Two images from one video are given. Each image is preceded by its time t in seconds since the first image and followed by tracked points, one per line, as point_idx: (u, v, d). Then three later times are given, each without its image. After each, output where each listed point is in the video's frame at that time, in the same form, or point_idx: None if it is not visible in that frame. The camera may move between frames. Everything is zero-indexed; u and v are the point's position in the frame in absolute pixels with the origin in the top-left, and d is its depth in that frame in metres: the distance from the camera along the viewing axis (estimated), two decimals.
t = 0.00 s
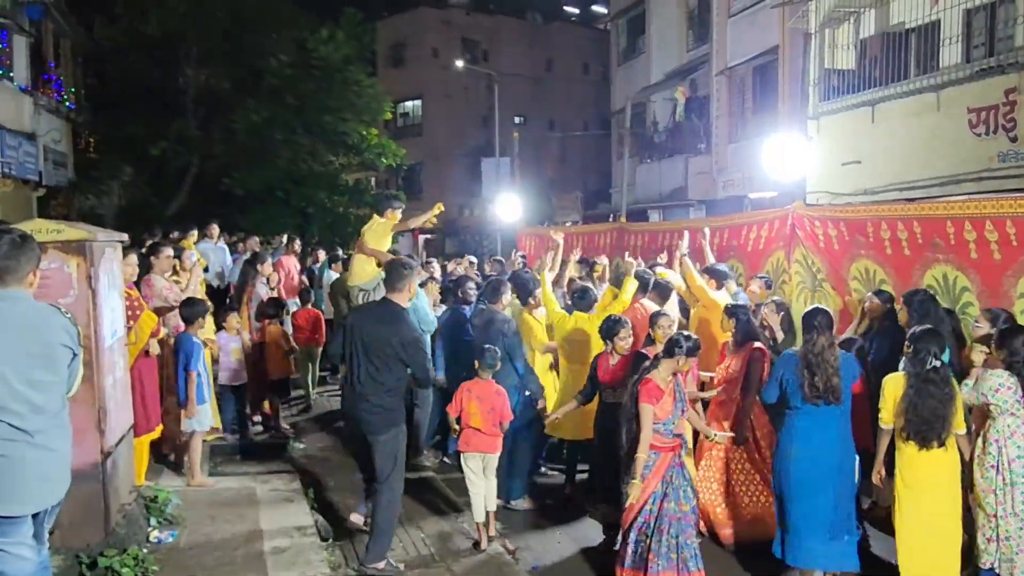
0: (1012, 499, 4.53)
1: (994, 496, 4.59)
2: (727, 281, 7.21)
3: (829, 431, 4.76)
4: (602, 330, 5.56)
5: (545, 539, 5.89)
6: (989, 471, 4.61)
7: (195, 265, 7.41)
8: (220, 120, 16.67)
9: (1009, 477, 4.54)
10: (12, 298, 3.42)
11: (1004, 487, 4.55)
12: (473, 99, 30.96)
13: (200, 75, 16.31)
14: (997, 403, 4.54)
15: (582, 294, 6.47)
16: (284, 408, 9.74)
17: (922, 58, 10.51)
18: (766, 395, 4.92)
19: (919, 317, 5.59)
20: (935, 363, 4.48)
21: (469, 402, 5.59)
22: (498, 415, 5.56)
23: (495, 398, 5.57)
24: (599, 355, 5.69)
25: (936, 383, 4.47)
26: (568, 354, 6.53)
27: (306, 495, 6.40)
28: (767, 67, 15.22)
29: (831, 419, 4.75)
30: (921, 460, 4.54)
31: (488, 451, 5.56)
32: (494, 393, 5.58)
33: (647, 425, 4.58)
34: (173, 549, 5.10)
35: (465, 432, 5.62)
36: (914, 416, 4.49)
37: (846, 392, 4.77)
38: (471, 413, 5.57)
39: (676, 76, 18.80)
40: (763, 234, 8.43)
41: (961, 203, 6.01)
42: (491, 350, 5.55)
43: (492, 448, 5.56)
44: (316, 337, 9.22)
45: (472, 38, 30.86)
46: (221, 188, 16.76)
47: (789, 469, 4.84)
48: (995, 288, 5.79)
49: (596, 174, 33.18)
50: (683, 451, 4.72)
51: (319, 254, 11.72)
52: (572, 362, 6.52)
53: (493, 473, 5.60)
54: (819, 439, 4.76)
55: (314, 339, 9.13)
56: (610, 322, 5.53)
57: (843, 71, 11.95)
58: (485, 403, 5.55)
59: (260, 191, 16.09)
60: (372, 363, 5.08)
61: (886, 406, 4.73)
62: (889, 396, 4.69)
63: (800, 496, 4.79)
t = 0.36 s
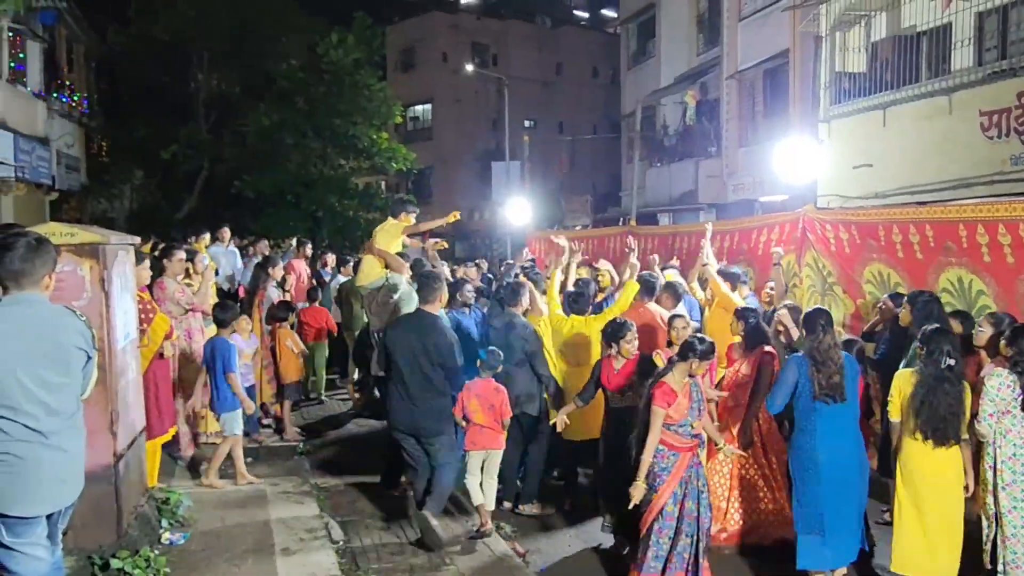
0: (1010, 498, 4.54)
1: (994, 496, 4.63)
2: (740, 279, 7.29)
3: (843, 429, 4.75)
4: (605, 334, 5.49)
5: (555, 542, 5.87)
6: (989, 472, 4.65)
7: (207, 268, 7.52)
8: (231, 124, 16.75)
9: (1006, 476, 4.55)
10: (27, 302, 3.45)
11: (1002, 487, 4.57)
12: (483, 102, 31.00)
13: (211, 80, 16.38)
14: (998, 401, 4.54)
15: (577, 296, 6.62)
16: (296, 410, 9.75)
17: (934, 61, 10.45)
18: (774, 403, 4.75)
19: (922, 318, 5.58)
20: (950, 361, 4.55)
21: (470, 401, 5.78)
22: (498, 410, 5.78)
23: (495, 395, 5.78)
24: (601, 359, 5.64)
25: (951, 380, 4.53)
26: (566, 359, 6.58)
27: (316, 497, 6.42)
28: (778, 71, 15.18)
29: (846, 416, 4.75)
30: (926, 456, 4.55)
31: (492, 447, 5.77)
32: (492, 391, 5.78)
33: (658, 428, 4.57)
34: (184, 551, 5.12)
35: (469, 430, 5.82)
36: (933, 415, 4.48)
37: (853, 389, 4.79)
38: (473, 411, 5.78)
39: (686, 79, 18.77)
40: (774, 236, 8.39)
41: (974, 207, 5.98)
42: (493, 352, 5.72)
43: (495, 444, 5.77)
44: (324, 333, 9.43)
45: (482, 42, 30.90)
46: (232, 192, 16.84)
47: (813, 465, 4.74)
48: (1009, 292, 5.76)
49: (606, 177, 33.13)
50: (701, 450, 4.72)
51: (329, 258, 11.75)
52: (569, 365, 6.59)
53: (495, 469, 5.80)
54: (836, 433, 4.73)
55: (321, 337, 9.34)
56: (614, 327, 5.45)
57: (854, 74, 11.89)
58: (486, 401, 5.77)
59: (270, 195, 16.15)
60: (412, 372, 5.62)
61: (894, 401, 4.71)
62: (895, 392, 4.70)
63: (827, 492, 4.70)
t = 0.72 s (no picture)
0: (1014, 497, 4.54)
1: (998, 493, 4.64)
2: (747, 284, 7.21)
3: (858, 433, 4.71)
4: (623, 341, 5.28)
5: (563, 546, 5.86)
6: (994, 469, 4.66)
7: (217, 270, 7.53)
8: (240, 128, 16.81)
9: (1011, 473, 4.56)
10: (39, 305, 3.47)
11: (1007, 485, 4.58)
12: (491, 107, 31.05)
13: (221, 84, 16.45)
14: (1006, 402, 4.55)
15: (581, 304, 6.49)
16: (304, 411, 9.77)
17: (943, 66, 10.40)
18: (791, 412, 4.84)
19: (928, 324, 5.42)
20: (944, 365, 4.56)
21: (473, 401, 5.71)
22: (500, 410, 5.68)
23: (497, 396, 5.68)
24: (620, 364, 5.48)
25: (948, 384, 4.55)
26: (575, 362, 6.62)
27: (324, 500, 6.43)
28: (786, 75, 15.16)
29: (860, 422, 4.70)
30: (921, 457, 4.63)
31: (493, 447, 5.71)
32: (495, 391, 5.69)
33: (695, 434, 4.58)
34: (194, 553, 5.14)
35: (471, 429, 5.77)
36: (929, 417, 4.52)
37: (865, 395, 4.75)
38: (474, 411, 5.71)
39: (694, 84, 18.77)
40: (783, 240, 8.38)
41: (983, 211, 5.97)
42: (497, 355, 5.68)
43: (495, 444, 5.71)
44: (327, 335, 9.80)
45: (490, 46, 30.98)
46: (241, 195, 16.91)
47: (827, 474, 4.75)
48: (1019, 296, 5.74)
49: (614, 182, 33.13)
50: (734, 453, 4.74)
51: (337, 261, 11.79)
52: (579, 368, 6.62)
53: (497, 470, 5.73)
54: (851, 441, 4.71)
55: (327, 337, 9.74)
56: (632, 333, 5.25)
57: (863, 79, 11.91)
58: (487, 401, 5.68)
59: (279, 198, 16.21)
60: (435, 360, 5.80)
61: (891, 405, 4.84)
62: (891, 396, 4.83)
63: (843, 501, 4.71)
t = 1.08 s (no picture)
0: (1003, 496, 4.62)
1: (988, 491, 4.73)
2: (749, 287, 7.21)
3: (862, 438, 4.71)
4: (637, 341, 5.19)
5: (567, 549, 5.84)
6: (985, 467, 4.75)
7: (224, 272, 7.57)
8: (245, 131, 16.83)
9: (1000, 473, 4.63)
10: (47, 305, 3.48)
11: (996, 483, 4.65)
12: (496, 110, 31.06)
13: (226, 87, 16.48)
14: (1001, 403, 4.60)
15: (600, 308, 6.34)
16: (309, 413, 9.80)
17: (949, 71, 10.39)
18: (795, 412, 4.92)
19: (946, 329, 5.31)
20: (950, 366, 4.64)
21: (475, 405, 5.70)
22: (503, 415, 5.70)
23: (499, 397, 5.69)
24: (629, 370, 5.28)
25: (954, 384, 4.62)
26: (589, 364, 6.57)
27: (327, 502, 6.42)
28: (792, 79, 15.14)
29: (865, 425, 4.71)
30: (922, 455, 4.70)
31: (494, 450, 5.70)
32: (498, 393, 5.70)
33: (732, 435, 4.58)
34: (197, 555, 5.14)
35: (471, 433, 5.77)
36: (934, 419, 4.58)
37: (872, 401, 4.72)
38: (476, 414, 5.71)
39: (699, 88, 18.77)
40: (787, 244, 8.37)
41: (989, 215, 5.96)
42: (497, 356, 5.79)
43: (498, 446, 5.70)
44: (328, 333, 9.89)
45: (495, 50, 31.01)
46: (245, 198, 16.93)
47: (825, 477, 4.76)
48: None
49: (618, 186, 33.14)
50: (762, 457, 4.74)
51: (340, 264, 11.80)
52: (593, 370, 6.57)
53: (499, 473, 5.72)
54: (852, 447, 4.70)
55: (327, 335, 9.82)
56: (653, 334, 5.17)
57: (869, 83, 11.87)
58: (490, 404, 5.69)
59: (284, 201, 16.22)
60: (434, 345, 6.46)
61: (897, 409, 4.81)
62: (899, 401, 4.79)
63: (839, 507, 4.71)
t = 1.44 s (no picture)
0: (987, 502, 4.60)
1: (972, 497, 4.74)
2: (744, 291, 7.17)
3: (842, 441, 4.78)
4: (625, 346, 5.11)
5: (564, 553, 5.85)
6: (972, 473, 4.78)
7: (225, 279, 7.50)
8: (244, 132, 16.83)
9: (986, 480, 4.60)
10: (45, 306, 3.48)
11: (981, 489, 4.63)
12: (495, 113, 31.08)
13: (225, 88, 16.49)
14: (986, 413, 4.57)
15: (602, 311, 6.18)
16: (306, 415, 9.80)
17: (947, 75, 10.40)
18: (781, 415, 4.98)
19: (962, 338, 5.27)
20: (957, 371, 4.74)
21: (470, 408, 5.73)
22: (500, 417, 5.70)
23: (494, 400, 5.72)
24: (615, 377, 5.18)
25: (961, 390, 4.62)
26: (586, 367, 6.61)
27: (324, 504, 6.42)
28: (791, 83, 15.16)
29: (846, 429, 4.78)
30: (934, 461, 4.75)
31: (490, 453, 5.69)
32: (493, 396, 5.74)
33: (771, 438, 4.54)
34: (194, 557, 5.14)
35: (466, 437, 5.76)
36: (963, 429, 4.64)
37: (853, 405, 4.81)
38: (472, 418, 5.71)
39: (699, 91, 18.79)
40: (785, 248, 8.38)
41: (987, 220, 5.96)
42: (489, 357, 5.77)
43: (493, 449, 5.69)
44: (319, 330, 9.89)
45: (495, 52, 31.03)
46: (244, 199, 16.93)
47: (806, 479, 4.83)
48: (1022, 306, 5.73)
49: (617, 188, 33.16)
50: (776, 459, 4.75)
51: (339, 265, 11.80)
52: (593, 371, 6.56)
53: (495, 477, 5.70)
54: (835, 446, 4.78)
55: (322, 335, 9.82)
56: (641, 339, 5.09)
57: (867, 88, 11.89)
58: (485, 407, 5.70)
59: (282, 202, 16.21)
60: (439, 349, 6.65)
61: (920, 416, 4.74)
62: (925, 408, 4.73)
63: (820, 502, 4.79)
